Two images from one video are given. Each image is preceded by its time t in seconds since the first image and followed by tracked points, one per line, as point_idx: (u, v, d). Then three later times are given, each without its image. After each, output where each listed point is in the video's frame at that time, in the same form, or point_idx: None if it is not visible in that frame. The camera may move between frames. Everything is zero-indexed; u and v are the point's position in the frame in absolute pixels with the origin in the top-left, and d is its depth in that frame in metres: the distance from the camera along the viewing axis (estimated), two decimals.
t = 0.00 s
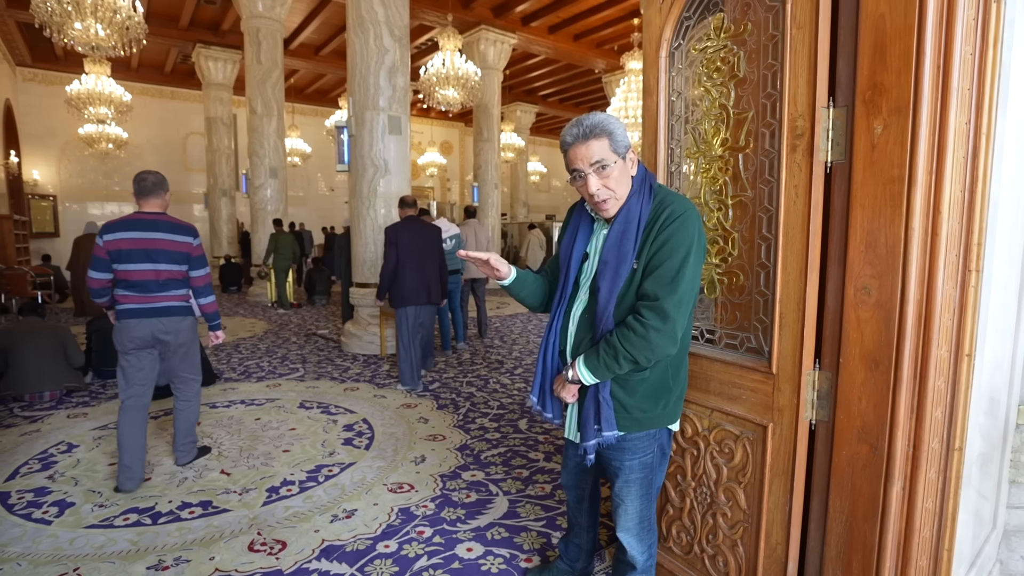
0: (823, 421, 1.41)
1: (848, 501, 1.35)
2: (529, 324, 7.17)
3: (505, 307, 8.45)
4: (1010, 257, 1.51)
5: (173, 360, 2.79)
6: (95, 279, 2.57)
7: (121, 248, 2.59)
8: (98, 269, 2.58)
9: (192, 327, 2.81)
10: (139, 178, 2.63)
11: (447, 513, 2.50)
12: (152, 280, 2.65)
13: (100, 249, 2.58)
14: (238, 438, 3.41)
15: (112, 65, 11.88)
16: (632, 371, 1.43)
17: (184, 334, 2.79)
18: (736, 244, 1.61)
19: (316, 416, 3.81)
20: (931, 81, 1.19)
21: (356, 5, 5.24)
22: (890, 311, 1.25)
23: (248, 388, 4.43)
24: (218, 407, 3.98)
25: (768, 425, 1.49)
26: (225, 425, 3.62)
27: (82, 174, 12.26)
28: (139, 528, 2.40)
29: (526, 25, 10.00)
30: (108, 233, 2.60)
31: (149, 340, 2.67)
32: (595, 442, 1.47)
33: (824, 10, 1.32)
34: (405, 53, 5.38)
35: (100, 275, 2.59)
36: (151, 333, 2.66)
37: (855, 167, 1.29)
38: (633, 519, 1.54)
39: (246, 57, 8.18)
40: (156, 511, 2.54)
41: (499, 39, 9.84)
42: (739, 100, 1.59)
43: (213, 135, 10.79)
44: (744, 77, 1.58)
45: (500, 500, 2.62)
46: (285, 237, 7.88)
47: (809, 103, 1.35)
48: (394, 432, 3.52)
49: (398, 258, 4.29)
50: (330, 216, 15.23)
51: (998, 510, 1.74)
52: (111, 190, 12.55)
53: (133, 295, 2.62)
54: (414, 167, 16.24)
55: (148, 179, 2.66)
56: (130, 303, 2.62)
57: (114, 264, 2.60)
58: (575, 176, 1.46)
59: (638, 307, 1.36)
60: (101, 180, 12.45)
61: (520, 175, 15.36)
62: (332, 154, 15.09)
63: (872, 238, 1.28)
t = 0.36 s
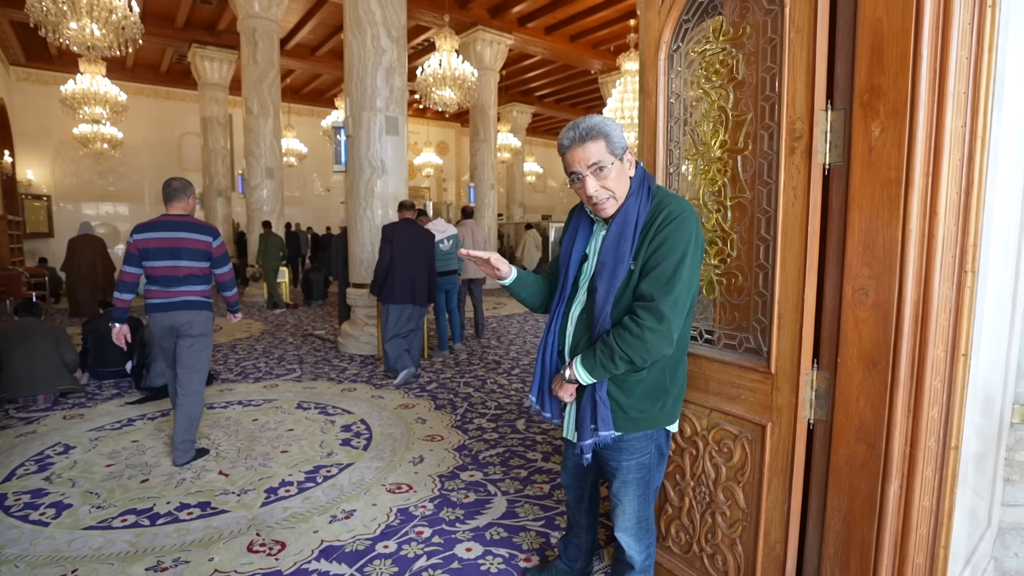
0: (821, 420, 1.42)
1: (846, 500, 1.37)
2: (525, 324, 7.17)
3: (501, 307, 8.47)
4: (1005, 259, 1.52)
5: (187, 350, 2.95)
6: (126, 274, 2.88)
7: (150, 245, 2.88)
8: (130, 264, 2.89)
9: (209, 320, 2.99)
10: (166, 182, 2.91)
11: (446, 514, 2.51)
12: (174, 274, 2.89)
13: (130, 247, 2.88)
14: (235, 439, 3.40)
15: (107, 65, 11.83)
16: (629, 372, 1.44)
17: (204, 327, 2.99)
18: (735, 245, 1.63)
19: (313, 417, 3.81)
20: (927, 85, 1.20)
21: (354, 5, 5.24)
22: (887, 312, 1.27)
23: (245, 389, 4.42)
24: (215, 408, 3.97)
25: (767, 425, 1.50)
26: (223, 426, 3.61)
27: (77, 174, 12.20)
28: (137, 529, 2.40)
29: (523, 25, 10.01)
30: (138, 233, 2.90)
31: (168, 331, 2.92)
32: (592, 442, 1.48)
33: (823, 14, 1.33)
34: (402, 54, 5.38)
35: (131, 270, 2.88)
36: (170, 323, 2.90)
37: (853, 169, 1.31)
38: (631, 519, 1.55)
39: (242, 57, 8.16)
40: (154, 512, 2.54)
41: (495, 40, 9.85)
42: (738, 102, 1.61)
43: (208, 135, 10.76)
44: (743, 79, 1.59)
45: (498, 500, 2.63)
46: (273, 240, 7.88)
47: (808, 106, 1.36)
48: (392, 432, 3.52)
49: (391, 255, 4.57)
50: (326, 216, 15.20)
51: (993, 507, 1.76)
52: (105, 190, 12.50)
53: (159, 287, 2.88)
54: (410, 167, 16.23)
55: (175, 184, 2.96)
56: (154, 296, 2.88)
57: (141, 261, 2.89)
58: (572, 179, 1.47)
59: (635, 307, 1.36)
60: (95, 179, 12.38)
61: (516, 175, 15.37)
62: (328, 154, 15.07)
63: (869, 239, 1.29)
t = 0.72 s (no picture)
0: (815, 419, 1.44)
1: (840, 498, 1.39)
2: (521, 325, 7.18)
3: (497, 309, 8.47)
4: (996, 261, 1.55)
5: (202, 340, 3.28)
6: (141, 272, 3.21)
7: (162, 246, 3.19)
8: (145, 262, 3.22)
9: (217, 313, 3.32)
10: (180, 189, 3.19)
11: (443, 514, 2.52)
12: (184, 272, 3.21)
13: (145, 248, 3.20)
14: (232, 440, 3.40)
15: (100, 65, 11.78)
16: (626, 373, 1.45)
17: (214, 318, 3.33)
18: (731, 247, 1.65)
19: (309, 418, 3.81)
20: (918, 89, 1.22)
21: (349, 6, 5.24)
22: (880, 314, 1.29)
23: (240, 390, 4.42)
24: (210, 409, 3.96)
25: (762, 424, 1.52)
26: (219, 427, 3.60)
27: (69, 174, 12.13)
28: (134, 531, 2.39)
29: (518, 27, 10.02)
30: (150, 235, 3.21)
31: (180, 323, 3.26)
32: (588, 441, 1.50)
33: (816, 20, 1.36)
34: (397, 55, 5.39)
35: (147, 269, 3.22)
36: (182, 316, 3.24)
37: (846, 172, 1.33)
38: (628, 519, 1.56)
39: (236, 58, 8.13)
40: (151, 514, 2.54)
41: (490, 41, 9.87)
42: (732, 106, 1.63)
43: (202, 135, 10.72)
44: (737, 84, 1.61)
45: (496, 500, 2.64)
46: (263, 241, 8.02)
47: (801, 110, 1.39)
48: (388, 434, 3.52)
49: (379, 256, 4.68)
50: (320, 217, 15.16)
51: (985, 505, 1.78)
52: (98, 191, 12.43)
53: (171, 284, 3.21)
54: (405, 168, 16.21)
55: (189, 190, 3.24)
56: (168, 291, 3.22)
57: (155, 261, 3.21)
58: (571, 182, 1.48)
59: (632, 309, 1.38)
60: (87, 180, 12.31)
61: (511, 176, 15.38)
62: (322, 155, 15.03)
63: (863, 241, 1.31)
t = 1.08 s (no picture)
0: (809, 418, 1.47)
1: (833, 496, 1.41)
2: (516, 326, 7.19)
3: (491, 310, 8.49)
4: (985, 263, 1.58)
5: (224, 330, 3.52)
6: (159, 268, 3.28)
7: (185, 243, 3.31)
8: (162, 258, 3.28)
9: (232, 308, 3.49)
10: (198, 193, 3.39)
11: (440, 514, 2.53)
12: (206, 270, 3.35)
13: (165, 245, 3.29)
14: (227, 442, 3.40)
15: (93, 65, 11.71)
16: (618, 372, 1.47)
17: (229, 313, 3.50)
18: (726, 248, 1.67)
19: (305, 419, 3.81)
20: (909, 95, 1.25)
21: (344, 7, 5.24)
22: (872, 314, 1.31)
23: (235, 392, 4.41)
24: (205, 411, 3.96)
25: (757, 423, 1.54)
26: (214, 428, 3.60)
27: (60, 175, 12.04)
28: (130, 532, 2.39)
29: (512, 28, 10.05)
30: (171, 233, 3.31)
31: (197, 318, 3.36)
32: (581, 440, 1.52)
33: (809, 25, 1.38)
34: (392, 56, 5.40)
35: (164, 266, 3.28)
36: (200, 312, 3.36)
37: (838, 174, 1.35)
38: (624, 519, 1.58)
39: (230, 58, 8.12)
40: (147, 515, 2.53)
41: (484, 43, 9.89)
42: (727, 109, 1.65)
43: (196, 136, 10.68)
44: (732, 87, 1.64)
45: (492, 501, 2.65)
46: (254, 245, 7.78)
47: (795, 113, 1.41)
48: (384, 434, 3.53)
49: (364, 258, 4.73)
50: (314, 218, 15.13)
51: (975, 503, 1.80)
52: (90, 191, 12.35)
53: (192, 280, 3.33)
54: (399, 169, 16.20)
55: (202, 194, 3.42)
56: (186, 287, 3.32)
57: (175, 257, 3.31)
58: (565, 183, 1.53)
59: (621, 309, 1.40)
60: (79, 180, 12.23)
61: (505, 178, 15.39)
62: (316, 156, 15.00)
63: (855, 242, 1.33)
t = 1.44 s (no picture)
0: (801, 417, 1.49)
1: (825, 493, 1.44)
2: (510, 327, 7.21)
3: (486, 311, 8.50)
4: (973, 264, 1.61)
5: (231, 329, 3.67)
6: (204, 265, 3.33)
7: (224, 243, 3.47)
8: (205, 255, 3.34)
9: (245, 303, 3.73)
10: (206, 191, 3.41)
11: (436, 514, 2.54)
12: (237, 267, 3.55)
13: (210, 243, 3.37)
14: (222, 443, 3.39)
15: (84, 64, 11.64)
16: (604, 369, 1.49)
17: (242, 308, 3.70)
18: (719, 249, 1.69)
19: (300, 420, 3.81)
20: (898, 99, 1.27)
21: (339, 8, 5.25)
22: (863, 314, 1.34)
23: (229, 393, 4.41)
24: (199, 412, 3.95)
25: (751, 422, 1.56)
26: (209, 430, 3.59)
27: (51, 175, 11.96)
28: (126, 534, 2.39)
29: (506, 30, 10.06)
30: (212, 231, 3.39)
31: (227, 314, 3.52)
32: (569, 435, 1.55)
33: (801, 30, 1.41)
34: (387, 58, 5.41)
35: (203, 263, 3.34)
36: (230, 308, 3.54)
37: (830, 177, 1.38)
38: (616, 516, 1.60)
39: (224, 59, 8.09)
40: (143, 517, 2.53)
41: (478, 44, 9.90)
42: (721, 113, 1.67)
43: (188, 136, 10.64)
44: (725, 91, 1.66)
45: (488, 501, 2.66)
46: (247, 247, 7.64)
47: (788, 117, 1.44)
48: (379, 435, 3.54)
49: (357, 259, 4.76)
50: (308, 219, 15.08)
51: (965, 500, 1.81)
52: (81, 192, 12.27)
53: (223, 278, 3.47)
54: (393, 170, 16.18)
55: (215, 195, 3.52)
56: (225, 284, 3.48)
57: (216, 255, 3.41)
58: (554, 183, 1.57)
59: (605, 307, 1.42)
60: (70, 181, 12.15)
61: (499, 179, 15.39)
62: (310, 156, 14.96)
63: (846, 244, 1.36)
